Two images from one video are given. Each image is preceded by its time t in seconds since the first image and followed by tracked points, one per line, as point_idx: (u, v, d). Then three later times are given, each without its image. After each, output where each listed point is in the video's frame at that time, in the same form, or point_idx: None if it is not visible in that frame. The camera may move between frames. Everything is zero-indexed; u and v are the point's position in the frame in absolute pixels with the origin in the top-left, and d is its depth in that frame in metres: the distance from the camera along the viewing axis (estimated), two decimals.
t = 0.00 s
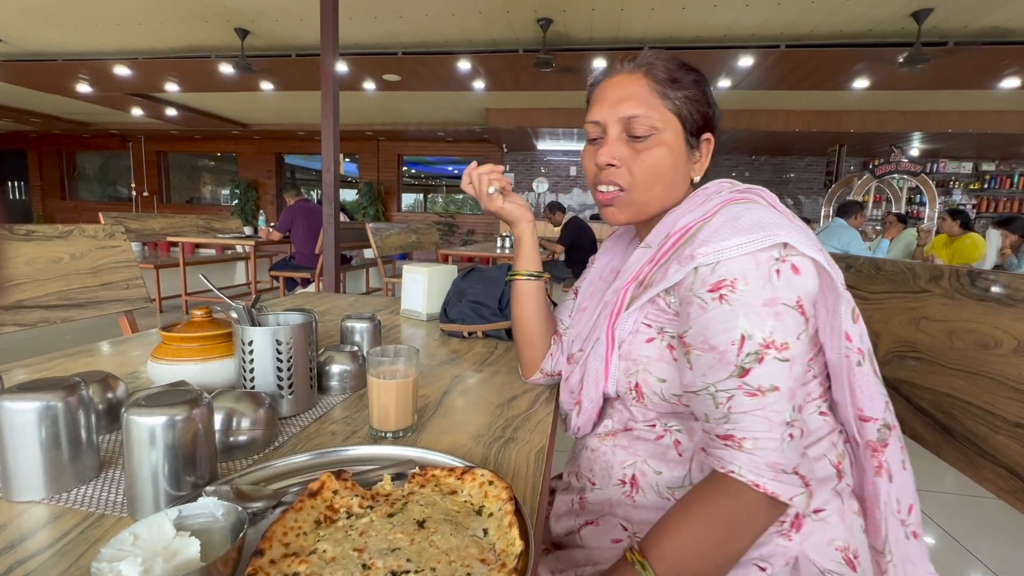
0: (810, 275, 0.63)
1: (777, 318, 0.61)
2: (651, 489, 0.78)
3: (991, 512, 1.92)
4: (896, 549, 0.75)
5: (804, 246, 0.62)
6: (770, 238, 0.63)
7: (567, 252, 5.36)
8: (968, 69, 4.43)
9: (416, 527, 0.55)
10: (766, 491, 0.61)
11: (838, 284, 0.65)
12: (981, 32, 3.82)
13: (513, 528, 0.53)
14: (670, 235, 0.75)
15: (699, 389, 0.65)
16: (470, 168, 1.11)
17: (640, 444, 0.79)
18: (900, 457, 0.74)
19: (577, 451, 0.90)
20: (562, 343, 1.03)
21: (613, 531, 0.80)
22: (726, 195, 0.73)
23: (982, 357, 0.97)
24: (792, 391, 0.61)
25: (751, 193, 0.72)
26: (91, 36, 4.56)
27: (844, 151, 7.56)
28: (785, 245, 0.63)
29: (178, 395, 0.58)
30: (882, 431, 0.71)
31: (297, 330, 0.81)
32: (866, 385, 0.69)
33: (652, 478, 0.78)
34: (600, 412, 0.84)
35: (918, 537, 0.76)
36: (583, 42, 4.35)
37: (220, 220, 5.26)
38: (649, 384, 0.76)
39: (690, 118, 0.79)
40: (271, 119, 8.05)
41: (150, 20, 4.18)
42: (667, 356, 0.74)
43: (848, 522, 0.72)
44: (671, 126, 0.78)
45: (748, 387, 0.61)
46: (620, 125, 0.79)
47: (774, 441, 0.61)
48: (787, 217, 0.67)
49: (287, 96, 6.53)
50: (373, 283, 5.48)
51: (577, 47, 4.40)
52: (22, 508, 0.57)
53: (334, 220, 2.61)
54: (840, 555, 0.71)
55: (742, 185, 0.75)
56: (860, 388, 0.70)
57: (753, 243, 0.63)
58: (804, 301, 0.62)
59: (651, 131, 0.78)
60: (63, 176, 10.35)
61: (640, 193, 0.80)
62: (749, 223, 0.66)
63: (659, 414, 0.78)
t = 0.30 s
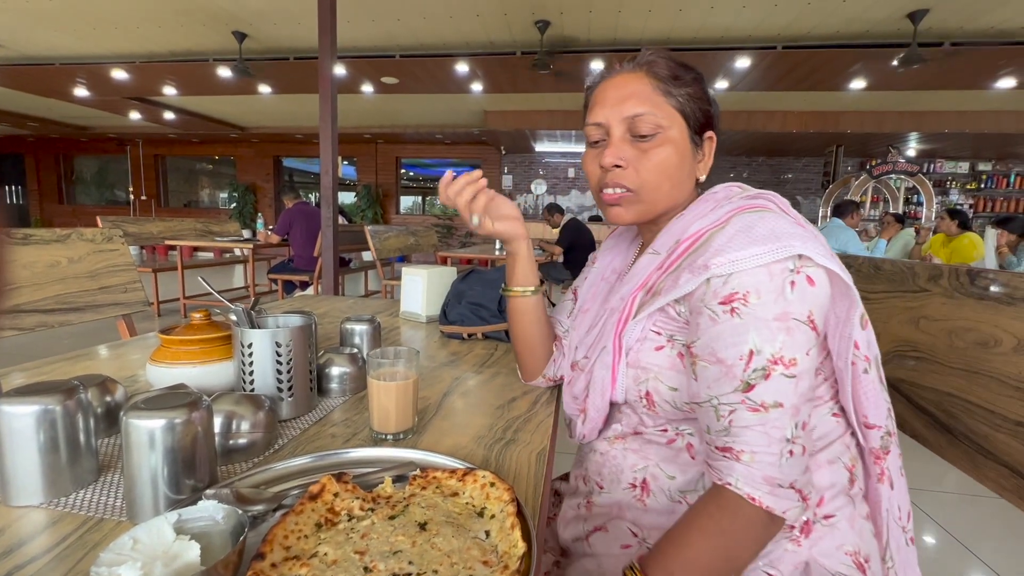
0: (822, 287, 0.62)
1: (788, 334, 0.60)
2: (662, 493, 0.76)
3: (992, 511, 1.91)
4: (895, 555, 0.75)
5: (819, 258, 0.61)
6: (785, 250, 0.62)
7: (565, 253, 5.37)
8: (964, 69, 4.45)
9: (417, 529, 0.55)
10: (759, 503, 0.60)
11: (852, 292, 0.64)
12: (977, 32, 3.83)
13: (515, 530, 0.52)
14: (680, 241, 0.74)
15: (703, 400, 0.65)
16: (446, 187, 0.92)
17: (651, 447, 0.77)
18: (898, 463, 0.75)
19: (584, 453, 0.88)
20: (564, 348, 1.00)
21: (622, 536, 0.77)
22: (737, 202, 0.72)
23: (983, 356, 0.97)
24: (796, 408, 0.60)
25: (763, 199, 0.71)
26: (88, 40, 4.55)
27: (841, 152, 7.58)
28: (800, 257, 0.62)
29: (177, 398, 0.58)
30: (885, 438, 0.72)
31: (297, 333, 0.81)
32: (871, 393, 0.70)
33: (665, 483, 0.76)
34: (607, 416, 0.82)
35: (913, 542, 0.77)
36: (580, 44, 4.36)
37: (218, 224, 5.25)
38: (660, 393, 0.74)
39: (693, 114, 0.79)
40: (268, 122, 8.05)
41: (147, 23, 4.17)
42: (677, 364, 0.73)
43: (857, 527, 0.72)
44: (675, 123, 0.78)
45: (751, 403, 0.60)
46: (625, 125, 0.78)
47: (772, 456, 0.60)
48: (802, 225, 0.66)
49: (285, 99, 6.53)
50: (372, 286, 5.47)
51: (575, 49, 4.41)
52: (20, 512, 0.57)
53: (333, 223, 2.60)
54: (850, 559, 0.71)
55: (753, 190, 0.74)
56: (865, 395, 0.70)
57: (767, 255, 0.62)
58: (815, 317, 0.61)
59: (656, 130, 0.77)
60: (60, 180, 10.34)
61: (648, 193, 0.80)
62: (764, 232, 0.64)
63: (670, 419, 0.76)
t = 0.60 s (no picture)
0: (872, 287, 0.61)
1: (843, 333, 0.58)
2: (701, 510, 0.75)
3: (994, 511, 1.91)
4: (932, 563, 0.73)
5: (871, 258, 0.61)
6: (840, 247, 0.61)
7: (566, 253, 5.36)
8: (965, 68, 4.45)
9: (417, 528, 0.54)
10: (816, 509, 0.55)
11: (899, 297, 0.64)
12: (977, 31, 3.83)
13: (515, 528, 0.52)
14: (721, 241, 0.72)
15: (750, 401, 0.62)
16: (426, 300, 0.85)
17: (686, 459, 0.76)
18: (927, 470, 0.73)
19: (606, 463, 0.87)
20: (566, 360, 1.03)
21: (658, 565, 0.77)
22: (777, 203, 0.71)
23: (985, 354, 0.96)
24: (852, 411, 0.57)
25: (802, 200, 0.71)
26: (88, 41, 4.55)
27: (841, 151, 7.58)
28: (850, 255, 0.61)
29: (175, 396, 0.58)
30: (915, 446, 0.70)
31: (296, 331, 0.80)
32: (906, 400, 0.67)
33: (705, 499, 0.75)
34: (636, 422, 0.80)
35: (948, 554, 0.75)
36: (580, 44, 4.35)
37: (218, 224, 5.25)
38: (703, 396, 0.72)
39: (734, 109, 0.81)
40: (268, 123, 8.05)
41: (146, 24, 4.17)
42: (720, 366, 0.71)
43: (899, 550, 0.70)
44: (722, 115, 0.79)
45: (807, 402, 0.57)
46: (673, 113, 0.78)
47: (831, 459, 0.56)
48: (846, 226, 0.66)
49: (285, 100, 6.53)
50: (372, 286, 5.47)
51: (574, 49, 4.42)
52: (17, 512, 0.56)
53: (332, 223, 2.60)
54: None
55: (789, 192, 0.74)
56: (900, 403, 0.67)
57: (819, 251, 0.60)
58: (867, 316, 0.60)
59: (704, 120, 0.78)
60: (61, 181, 10.34)
61: (696, 184, 0.79)
62: (812, 231, 0.64)
63: (711, 425, 0.74)
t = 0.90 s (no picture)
0: (863, 297, 0.61)
1: (820, 345, 0.58)
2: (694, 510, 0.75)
3: (997, 509, 1.90)
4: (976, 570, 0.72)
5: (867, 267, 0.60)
6: (835, 258, 0.60)
7: (566, 253, 5.36)
8: (965, 67, 4.44)
9: (418, 528, 0.54)
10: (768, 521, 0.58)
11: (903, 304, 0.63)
12: (978, 29, 3.82)
13: (516, 528, 0.52)
14: (718, 244, 0.71)
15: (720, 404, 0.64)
16: (429, 209, 0.91)
17: (680, 457, 0.76)
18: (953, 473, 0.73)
19: (604, 460, 0.87)
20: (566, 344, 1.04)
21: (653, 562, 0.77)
22: (779, 206, 0.70)
23: (987, 352, 0.96)
24: (817, 422, 0.58)
25: (805, 203, 0.69)
26: (88, 42, 4.55)
27: (842, 150, 7.57)
28: (846, 265, 0.60)
29: (176, 396, 0.57)
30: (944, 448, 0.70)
31: (296, 331, 0.80)
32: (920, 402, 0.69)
33: (698, 498, 0.75)
34: (633, 420, 0.80)
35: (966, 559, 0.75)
36: (580, 43, 4.35)
37: (218, 225, 5.26)
38: (695, 399, 0.72)
39: (749, 112, 0.80)
40: (268, 123, 8.05)
41: (147, 25, 4.18)
42: (710, 369, 0.71)
43: (903, 554, 0.71)
44: (737, 119, 0.78)
45: (767, 411, 0.58)
46: (686, 116, 0.77)
47: (780, 467, 0.58)
48: (847, 231, 0.65)
49: (285, 100, 6.53)
50: (372, 286, 5.47)
51: (574, 48, 4.41)
52: (18, 512, 0.56)
53: (333, 223, 2.60)
54: None
55: (794, 194, 0.72)
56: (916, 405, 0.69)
57: (814, 262, 0.60)
58: (852, 328, 0.60)
59: (718, 125, 0.77)
60: (61, 182, 10.35)
61: (706, 190, 0.79)
62: (809, 240, 0.62)
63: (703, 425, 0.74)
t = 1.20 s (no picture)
0: (848, 305, 0.61)
1: (798, 350, 0.58)
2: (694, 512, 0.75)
3: (998, 507, 1.90)
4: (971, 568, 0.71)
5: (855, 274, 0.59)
6: (825, 263, 0.59)
7: (568, 251, 5.35)
8: (969, 64, 4.42)
9: (421, 526, 0.54)
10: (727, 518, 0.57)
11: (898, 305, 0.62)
12: (983, 26, 3.80)
13: (519, 525, 0.51)
14: (711, 247, 0.71)
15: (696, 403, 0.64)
16: (427, 188, 1.02)
17: (677, 457, 0.75)
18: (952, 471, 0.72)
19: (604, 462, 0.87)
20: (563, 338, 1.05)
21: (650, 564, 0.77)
22: (772, 209, 0.68)
23: (992, 350, 0.96)
24: (785, 425, 0.58)
25: (799, 203, 0.68)
26: (90, 40, 4.55)
27: (845, 148, 7.53)
28: (837, 269, 0.60)
29: (179, 394, 0.57)
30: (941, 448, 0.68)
31: (298, 328, 0.80)
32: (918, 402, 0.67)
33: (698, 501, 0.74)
34: (629, 422, 0.80)
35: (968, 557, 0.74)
36: (582, 41, 4.34)
37: (221, 223, 5.26)
38: (690, 402, 0.72)
39: (743, 111, 0.80)
40: (270, 122, 8.06)
41: (149, 23, 4.17)
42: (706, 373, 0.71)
43: (904, 554, 0.71)
44: (731, 120, 0.77)
45: (737, 410, 0.59)
46: (679, 117, 0.77)
47: (745, 465, 0.57)
48: (840, 233, 0.64)
49: (287, 98, 6.53)
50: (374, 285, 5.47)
51: (577, 46, 4.39)
52: (21, 510, 0.56)
53: (335, 222, 2.60)
54: None
55: (789, 196, 0.71)
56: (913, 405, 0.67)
57: (800, 265, 0.59)
58: (833, 335, 0.60)
59: (712, 124, 0.76)
60: (64, 181, 10.37)
61: (700, 192, 0.78)
62: (798, 244, 0.61)
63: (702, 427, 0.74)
